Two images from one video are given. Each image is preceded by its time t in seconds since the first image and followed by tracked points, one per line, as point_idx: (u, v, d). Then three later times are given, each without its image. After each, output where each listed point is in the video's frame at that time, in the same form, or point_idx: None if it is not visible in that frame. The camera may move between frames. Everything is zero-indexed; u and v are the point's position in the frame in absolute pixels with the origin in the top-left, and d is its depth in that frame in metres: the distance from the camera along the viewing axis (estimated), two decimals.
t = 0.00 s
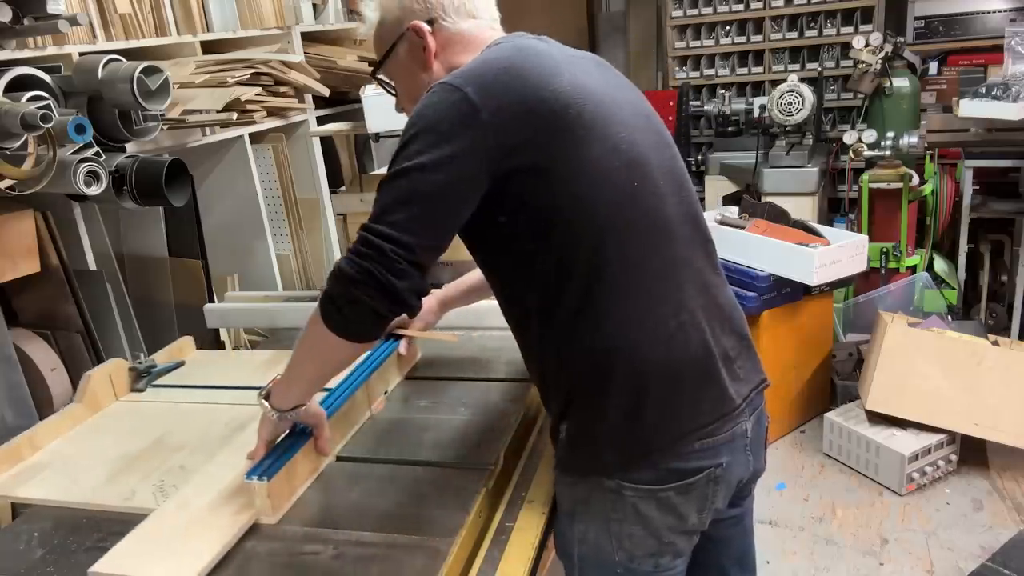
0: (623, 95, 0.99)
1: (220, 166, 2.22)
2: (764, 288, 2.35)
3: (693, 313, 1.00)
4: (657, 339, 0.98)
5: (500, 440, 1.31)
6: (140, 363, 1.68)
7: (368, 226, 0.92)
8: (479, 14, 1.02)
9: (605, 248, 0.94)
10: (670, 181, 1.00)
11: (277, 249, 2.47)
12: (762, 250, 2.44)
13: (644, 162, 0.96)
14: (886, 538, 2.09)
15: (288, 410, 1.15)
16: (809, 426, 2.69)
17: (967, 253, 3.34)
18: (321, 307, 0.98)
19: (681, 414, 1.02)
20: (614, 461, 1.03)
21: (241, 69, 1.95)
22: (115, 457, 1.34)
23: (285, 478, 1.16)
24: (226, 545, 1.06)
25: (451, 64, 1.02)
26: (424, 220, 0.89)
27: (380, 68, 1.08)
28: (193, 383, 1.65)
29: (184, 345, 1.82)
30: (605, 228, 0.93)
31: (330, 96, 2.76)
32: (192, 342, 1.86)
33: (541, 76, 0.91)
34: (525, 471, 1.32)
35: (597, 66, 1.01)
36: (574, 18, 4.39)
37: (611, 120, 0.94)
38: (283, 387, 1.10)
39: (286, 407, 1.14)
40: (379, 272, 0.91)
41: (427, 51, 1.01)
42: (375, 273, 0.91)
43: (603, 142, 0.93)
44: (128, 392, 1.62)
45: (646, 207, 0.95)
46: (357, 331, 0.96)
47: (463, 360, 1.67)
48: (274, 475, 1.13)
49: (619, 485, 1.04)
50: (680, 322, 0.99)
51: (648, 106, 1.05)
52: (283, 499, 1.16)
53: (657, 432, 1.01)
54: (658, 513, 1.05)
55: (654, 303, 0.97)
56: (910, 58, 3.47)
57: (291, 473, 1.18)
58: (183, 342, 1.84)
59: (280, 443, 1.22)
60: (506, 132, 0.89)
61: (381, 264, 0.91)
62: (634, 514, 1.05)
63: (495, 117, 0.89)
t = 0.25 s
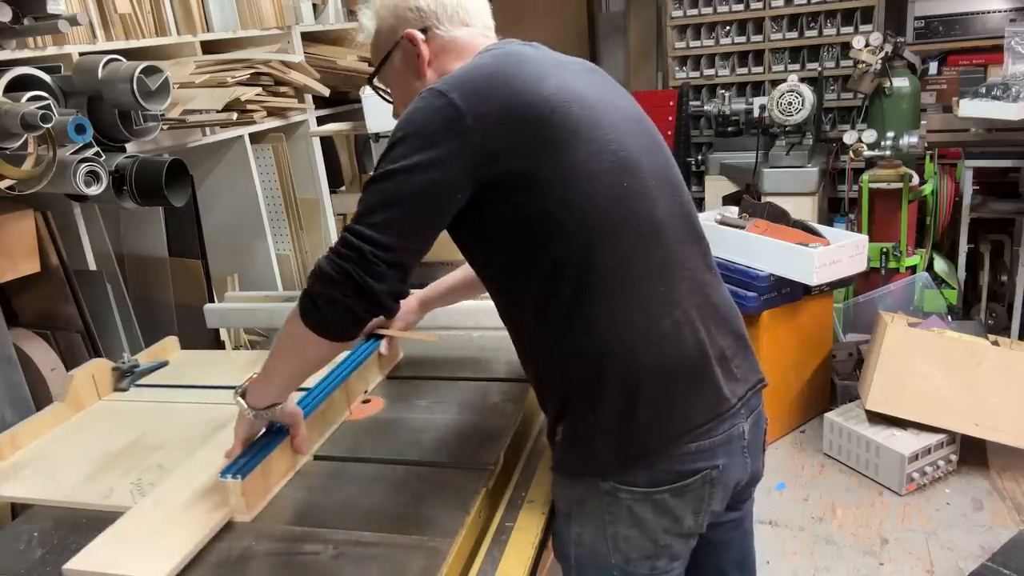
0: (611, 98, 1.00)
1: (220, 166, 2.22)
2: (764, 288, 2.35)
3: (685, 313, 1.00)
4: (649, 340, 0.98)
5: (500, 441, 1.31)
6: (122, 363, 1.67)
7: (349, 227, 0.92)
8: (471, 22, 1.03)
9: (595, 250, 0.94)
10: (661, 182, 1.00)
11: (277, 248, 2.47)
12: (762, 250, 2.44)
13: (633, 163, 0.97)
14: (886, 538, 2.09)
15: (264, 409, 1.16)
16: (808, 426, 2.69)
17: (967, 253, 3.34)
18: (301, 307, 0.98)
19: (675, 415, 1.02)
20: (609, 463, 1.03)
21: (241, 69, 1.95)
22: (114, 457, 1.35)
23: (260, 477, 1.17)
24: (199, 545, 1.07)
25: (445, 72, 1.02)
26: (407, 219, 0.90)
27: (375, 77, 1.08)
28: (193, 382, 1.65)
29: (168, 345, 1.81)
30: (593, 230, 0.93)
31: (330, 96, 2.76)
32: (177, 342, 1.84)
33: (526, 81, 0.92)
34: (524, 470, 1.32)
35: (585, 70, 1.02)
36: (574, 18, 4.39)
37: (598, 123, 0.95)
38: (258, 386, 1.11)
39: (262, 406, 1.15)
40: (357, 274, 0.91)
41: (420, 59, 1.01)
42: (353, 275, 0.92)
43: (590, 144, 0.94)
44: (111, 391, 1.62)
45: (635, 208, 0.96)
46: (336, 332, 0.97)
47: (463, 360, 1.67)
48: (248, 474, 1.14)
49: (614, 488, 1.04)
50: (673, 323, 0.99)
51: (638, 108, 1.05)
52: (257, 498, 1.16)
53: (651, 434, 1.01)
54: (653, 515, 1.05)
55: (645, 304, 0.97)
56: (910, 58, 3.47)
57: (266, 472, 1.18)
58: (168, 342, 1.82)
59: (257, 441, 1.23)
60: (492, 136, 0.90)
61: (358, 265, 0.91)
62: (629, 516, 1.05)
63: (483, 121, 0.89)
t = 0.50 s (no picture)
0: (596, 102, 1.00)
1: (220, 166, 2.22)
2: (764, 288, 2.35)
3: (678, 315, 1.00)
4: (642, 343, 0.97)
5: (499, 441, 1.31)
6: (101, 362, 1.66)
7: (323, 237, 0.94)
8: (458, 30, 1.03)
9: (585, 254, 0.94)
10: (650, 184, 1.00)
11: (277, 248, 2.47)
12: (762, 250, 2.44)
13: (620, 166, 0.97)
14: (886, 538, 2.09)
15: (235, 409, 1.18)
16: (808, 426, 2.68)
17: (967, 253, 3.34)
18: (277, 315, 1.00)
19: (670, 418, 1.01)
20: (606, 468, 1.03)
21: (241, 69, 1.95)
22: (114, 456, 1.35)
23: (229, 475, 1.18)
24: (166, 542, 1.08)
25: (431, 82, 1.03)
26: (379, 236, 0.91)
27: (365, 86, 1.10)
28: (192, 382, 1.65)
29: (150, 345, 1.79)
30: (582, 233, 0.94)
31: (330, 96, 2.76)
32: (157, 342, 1.82)
33: (507, 87, 0.93)
34: (524, 470, 1.31)
35: (569, 76, 1.02)
36: (574, 18, 4.39)
37: (581, 127, 0.95)
38: (229, 386, 1.13)
39: (234, 406, 1.16)
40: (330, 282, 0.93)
41: (407, 68, 1.02)
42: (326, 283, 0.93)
43: (575, 148, 0.94)
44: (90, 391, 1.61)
45: (623, 211, 0.96)
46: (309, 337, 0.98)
47: (463, 360, 1.67)
48: (217, 472, 1.15)
49: (611, 493, 1.04)
50: (666, 325, 0.99)
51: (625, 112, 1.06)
52: (226, 495, 1.18)
53: (647, 438, 1.01)
54: (650, 519, 1.06)
55: (636, 307, 0.97)
56: (910, 58, 3.47)
57: (236, 470, 1.20)
58: (148, 342, 1.80)
59: (230, 439, 1.24)
60: (475, 143, 0.91)
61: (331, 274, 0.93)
62: (626, 520, 1.06)
63: (461, 129, 0.90)
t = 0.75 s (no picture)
0: (583, 107, 1.00)
1: (220, 166, 2.22)
2: (764, 288, 2.36)
3: (681, 317, 0.99)
4: (645, 349, 0.97)
5: (499, 442, 1.31)
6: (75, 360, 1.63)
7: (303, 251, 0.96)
8: (446, 37, 1.01)
9: (583, 261, 0.94)
10: (645, 186, 1.00)
11: (277, 248, 2.47)
12: (762, 251, 2.44)
13: (612, 170, 0.96)
14: (886, 539, 2.09)
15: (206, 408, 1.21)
16: (808, 426, 2.69)
17: (967, 253, 3.34)
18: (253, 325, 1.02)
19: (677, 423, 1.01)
20: (614, 475, 1.03)
21: (241, 69, 1.95)
22: (113, 455, 1.34)
23: (194, 469, 1.20)
24: (127, 536, 1.11)
25: (417, 90, 1.01)
26: (349, 255, 0.93)
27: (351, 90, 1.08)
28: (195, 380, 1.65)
29: (125, 345, 1.75)
30: (579, 240, 0.93)
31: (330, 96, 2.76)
32: (133, 343, 1.77)
33: (490, 96, 0.93)
34: (525, 470, 1.31)
35: (555, 82, 1.02)
36: (574, 18, 4.38)
37: (570, 132, 0.95)
38: (201, 386, 1.16)
39: (205, 404, 1.19)
40: (303, 292, 0.95)
41: (393, 76, 1.01)
42: (299, 293, 0.96)
43: (564, 154, 0.94)
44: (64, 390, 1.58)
45: (619, 216, 0.95)
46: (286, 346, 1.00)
47: (462, 360, 1.67)
48: (181, 467, 1.18)
49: (623, 500, 1.03)
50: (668, 330, 0.98)
51: (616, 114, 1.05)
52: (188, 490, 1.20)
53: (654, 444, 1.01)
54: (663, 526, 1.06)
55: (638, 312, 0.96)
56: (910, 58, 3.47)
57: (200, 467, 1.22)
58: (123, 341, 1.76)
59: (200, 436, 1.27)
60: (463, 154, 0.91)
61: (308, 287, 0.95)
62: (638, 527, 1.05)
63: (444, 140, 0.90)
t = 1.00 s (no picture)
0: (603, 107, 0.99)
1: (220, 165, 2.22)
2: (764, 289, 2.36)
3: (709, 321, 0.99)
4: (674, 354, 0.97)
5: (499, 441, 1.31)
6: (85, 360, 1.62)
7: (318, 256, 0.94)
8: (468, 32, 1.01)
9: (610, 266, 0.93)
10: (669, 187, 0.99)
11: (277, 248, 2.47)
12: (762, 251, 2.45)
13: (635, 173, 0.96)
14: (886, 539, 2.09)
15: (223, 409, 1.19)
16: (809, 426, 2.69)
17: (967, 253, 3.34)
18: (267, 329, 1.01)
19: (707, 428, 1.01)
20: (645, 481, 1.03)
21: (241, 69, 1.95)
22: (113, 457, 1.35)
23: (208, 471, 1.20)
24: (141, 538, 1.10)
25: (437, 85, 1.02)
26: (371, 261, 0.91)
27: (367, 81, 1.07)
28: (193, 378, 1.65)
29: (134, 344, 1.75)
30: (605, 245, 0.93)
31: (330, 96, 2.76)
32: (143, 342, 1.78)
33: (509, 97, 0.92)
34: (525, 469, 1.31)
35: (572, 80, 1.01)
36: (575, 18, 4.38)
37: (591, 134, 0.94)
38: (218, 387, 1.15)
39: (220, 406, 1.18)
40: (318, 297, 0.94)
41: (414, 70, 1.01)
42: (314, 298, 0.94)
43: (586, 157, 0.93)
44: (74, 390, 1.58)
45: (644, 220, 0.95)
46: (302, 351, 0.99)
47: (463, 360, 1.67)
48: (195, 469, 1.17)
49: (656, 505, 1.03)
50: (697, 334, 0.98)
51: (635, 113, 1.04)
52: (203, 492, 1.19)
53: (687, 450, 1.01)
54: (695, 532, 1.06)
55: (666, 317, 0.96)
56: (910, 58, 3.47)
57: (214, 468, 1.21)
58: (132, 341, 1.77)
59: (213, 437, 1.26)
60: (484, 157, 0.90)
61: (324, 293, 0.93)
62: (671, 532, 1.05)
63: (461, 145, 0.89)
